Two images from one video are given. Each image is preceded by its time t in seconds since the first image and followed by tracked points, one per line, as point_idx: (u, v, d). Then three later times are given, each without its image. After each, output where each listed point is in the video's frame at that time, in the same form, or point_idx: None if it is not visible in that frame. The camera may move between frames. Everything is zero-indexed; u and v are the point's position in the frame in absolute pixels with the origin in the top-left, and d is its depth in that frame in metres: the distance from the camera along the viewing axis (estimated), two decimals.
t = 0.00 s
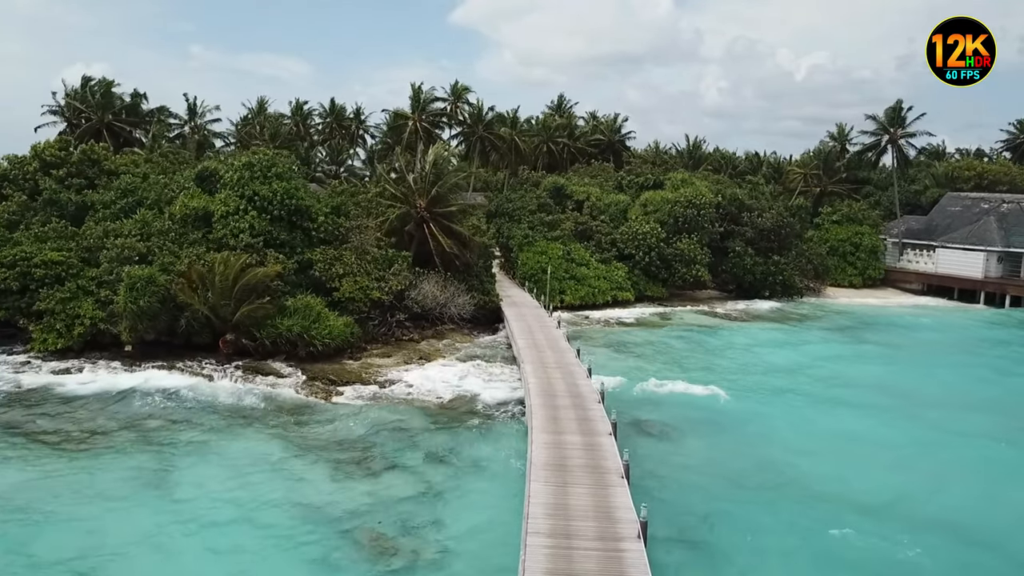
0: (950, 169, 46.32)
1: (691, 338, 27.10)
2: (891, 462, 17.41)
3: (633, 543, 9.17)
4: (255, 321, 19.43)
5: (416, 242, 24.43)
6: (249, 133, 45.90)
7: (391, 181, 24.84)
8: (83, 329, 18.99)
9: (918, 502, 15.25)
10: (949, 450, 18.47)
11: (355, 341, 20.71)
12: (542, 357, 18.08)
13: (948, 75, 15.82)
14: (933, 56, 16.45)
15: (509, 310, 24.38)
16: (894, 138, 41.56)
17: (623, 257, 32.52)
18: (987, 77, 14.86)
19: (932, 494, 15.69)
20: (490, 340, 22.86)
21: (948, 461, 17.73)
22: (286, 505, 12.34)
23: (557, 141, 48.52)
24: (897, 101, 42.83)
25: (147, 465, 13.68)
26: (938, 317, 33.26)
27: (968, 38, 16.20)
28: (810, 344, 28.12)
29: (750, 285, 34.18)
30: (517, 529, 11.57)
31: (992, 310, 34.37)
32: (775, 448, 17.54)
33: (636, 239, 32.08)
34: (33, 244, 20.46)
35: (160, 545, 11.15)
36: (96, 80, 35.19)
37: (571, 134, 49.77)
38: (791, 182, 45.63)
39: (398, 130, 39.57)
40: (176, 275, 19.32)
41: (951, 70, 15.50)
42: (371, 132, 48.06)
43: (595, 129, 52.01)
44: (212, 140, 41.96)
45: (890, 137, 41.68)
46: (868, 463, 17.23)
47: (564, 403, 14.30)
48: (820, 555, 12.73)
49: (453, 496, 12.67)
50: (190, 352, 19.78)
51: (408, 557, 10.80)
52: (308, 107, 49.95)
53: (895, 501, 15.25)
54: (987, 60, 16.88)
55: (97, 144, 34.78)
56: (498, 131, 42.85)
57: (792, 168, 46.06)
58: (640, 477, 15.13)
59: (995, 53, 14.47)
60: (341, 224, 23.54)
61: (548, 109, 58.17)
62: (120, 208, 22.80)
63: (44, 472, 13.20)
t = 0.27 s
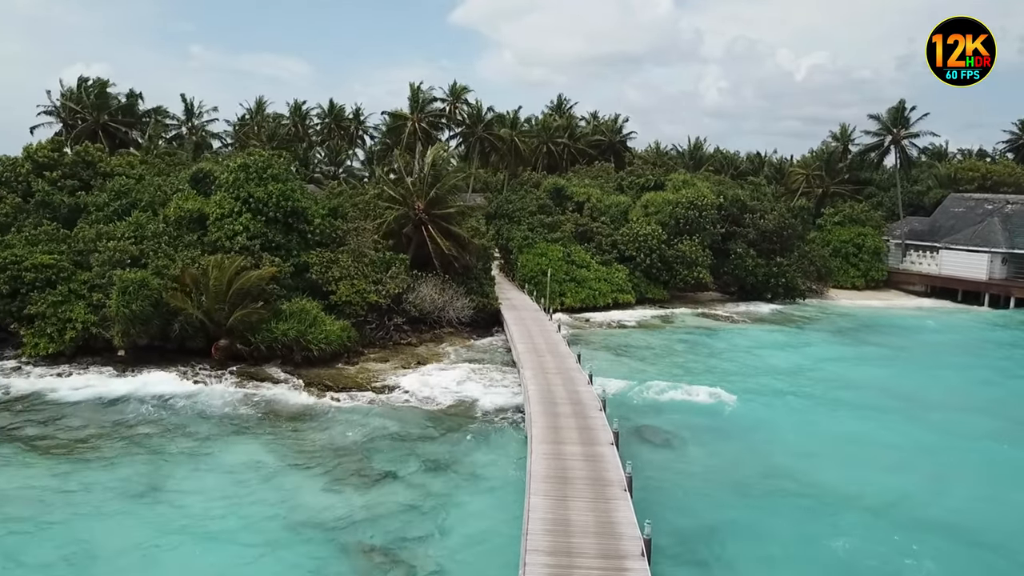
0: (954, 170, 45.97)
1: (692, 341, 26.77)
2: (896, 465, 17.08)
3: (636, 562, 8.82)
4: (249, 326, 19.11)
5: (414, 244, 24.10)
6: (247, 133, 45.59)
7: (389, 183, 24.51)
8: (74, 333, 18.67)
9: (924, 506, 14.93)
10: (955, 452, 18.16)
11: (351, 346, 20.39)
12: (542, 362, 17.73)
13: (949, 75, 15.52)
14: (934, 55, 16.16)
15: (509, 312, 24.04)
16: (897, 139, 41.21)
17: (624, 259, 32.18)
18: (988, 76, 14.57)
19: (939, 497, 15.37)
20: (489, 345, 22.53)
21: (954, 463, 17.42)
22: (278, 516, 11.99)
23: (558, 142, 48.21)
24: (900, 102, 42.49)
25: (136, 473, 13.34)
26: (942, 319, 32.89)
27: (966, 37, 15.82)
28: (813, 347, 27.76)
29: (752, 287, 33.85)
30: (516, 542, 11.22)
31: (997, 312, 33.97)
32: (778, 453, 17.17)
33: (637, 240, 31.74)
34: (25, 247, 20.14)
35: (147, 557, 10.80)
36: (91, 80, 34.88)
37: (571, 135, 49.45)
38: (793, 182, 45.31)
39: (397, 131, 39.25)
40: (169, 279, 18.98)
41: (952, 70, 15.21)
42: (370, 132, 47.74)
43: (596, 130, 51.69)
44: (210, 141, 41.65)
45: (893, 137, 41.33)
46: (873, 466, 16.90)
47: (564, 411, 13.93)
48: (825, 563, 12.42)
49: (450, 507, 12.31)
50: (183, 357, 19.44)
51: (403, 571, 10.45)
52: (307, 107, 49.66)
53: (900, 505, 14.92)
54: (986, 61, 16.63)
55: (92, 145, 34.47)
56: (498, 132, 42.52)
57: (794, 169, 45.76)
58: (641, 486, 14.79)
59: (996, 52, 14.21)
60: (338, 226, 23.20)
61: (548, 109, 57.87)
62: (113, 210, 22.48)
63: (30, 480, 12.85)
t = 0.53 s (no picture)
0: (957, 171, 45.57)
1: (694, 344, 26.37)
2: (902, 469, 16.70)
3: None
4: (242, 331, 18.74)
5: (411, 246, 23.71)
6: (244, 133, 45.19)
7: (386, 185, 24.11)
8: (63, 338, 18.27)
9: (931, 511, 14.57)
10: (962, 455, 17.78)
11: (347, 351, 20.00)
12: (541, 369, 17.31)
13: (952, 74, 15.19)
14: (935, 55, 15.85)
15: (508, 316, 23.63)
16: (900, 139, 40.80)
17: (624, 261, 31.76)
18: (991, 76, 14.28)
19: (945, 502, 15.02)
20: (487, 349, 22.13)
21: (961, 467, 17.05)
22: (267, 531, 11.57)
23: (557, 143, 47.84)
24: (903, 102, 42.08)
25: (122, 484, 12.92)
26: (946, 322, 32.45)
27: (966, 37, 15.63)
28: (817, 350, 27.34)
29: (754, 289, 33.45)
30: (513, 560, 10.81)
31: (1002, 314, 33.44)
32: (782, 458, 16.79)
33: (637, 242, 31.33)
34: (13, 250, 19.75)
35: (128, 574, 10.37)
36: (85, 80, 34.50)
37: (571, 136, 49.06)
38: (795, 183, 44.94)
39: (395, 131, 38.87)
40: (161, 283, 18.59)
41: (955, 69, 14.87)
42: (369, 133, 47.36)
43: (597, 130, 51.31)
44: (206, 142, 41.27)
45: (896, 137, 40.92)
46: (879, 470, 16.53)
47: (563, 420, 13.53)
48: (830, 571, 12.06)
49: (446, 523, 11.90)
50: (174, 363, 19.04)
51: None
52: (304, 108, 49.29)
53: (907, 510, 14.56)
54: (987, 60, 16.38)
55: (86, 145, 34.08)
56: (497, 132, 42.09)
57: (796, 170, 45.42)
58: (643, 497, 14.36)
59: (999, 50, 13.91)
60: (334, 228, 22.78)
61: (548, 109, 57.48)
62: (105, 212, 22.09)
63: (11, 491, 12.44)
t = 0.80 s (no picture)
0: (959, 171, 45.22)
1: (695, 347, 26.05)
2: (907, 472, 16.39)
3: None
4: (235, 335, 18.42)
5: (408, 248, 23.38)
6: (242, 134, 44.90)
7: (383, 186, 23.76)
8: (53, 343, 17.96)
9: (937, 515, 14.27)
10: (967, 458, 17.47)
11: (342, 355, 19.67)
12: (539, 374, 16.96)
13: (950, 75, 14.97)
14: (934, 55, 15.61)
15: (506, 319, 23.30)
16: (902, 140, 40.46)
17: (624, 263, 31.44)
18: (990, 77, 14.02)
19: (948, 504, 14.80)
20: (485, 353, 21.81)
21: (966, 470, 16.74)
22: (255, 543, 11.23)
23: (557, 143, 47.53)
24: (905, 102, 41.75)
25: (108, 493, 12.59)
26: (949, 324, 32.12)
27: (966, 37, 15.40)
28: (819, 353, 27.00)
29: (755, 291, 33.13)
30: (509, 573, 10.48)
31: (1006, 316, 33.12)
32: (784, 462, 16.48)
33: (637, 244, 31.01)
34: (3, 252, 19.44)
35: None
36: (80, 80, 34.20)
37: (571, 136, 48.73)
38: (796, 184, 44.64)
39: (393, 132, 38.58)
40: (153, 286, 18.26)
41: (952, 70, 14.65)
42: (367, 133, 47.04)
43: (597, 130, 50.98)
44: (203, 143, 40.97)
45: (898, 138, 40.59)
46: (883, 473, 16.21)
47: (562, 429, 13.21)
48: None
49: (440, 534, 11.57)
50: (165, 367, 18.70)
51: None
52: (302, 108, 49.00)
53: (912, 514, 14.25)
54: (986, 60, 16.10)
55: (80, 146, 33.79)
56: (496, 132, 41.73)
57: (797, 171, 45.15)
58: (643, 505, 14.04)
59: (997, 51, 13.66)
60: (330, 230, 22.45)
61: (548, 109, 57.14)
62: (97, 213, 21.76)
63: None
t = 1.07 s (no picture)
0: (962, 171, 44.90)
1: (696, 349, 25.73)
2: (912, 479, 16.11)
3: None
4: (228, 338, 18.09)
5: (405, 249, 23.07)
6: (239, 134, 44.57)
7: (380, 186, 23.43)
8: (43, 346, 17.64)
9: (943, 524, 14.00)
10: (971, 464, 17.19)
11: (338, 358, 19.35)
12: (538, 378, 16.64)
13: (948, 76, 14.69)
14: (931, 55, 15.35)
15: (504, 321, 22.98)
16: (904, 140, 40.12)
17: (624, 264, 31.12)
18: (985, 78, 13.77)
19: (945, 510, 14.64)
20: (483, 355, 21.50)
21: (971, 476, 16.46)
22: (244, 553, 10.90)
23: (556, 143, 47.23)
24: (907, 101, 41.39)
25: (95, 500, 12.27)
26: (953, 326, 31.81)
27: (966, 37, 15.08)
28: (822, 355, 26.69)
29: (756, 293, 32.83)
30: None
31: (1009, 318, 32.82)
32: (787, 468, 16.18)
33: (638, 245, 30.69)
34: None
35: None
36: (74, 79, 33.86)
37: (570, 136, 48.42)
38: (797, 185, 44.33)
39: (391, 132, 38.26)
40: (145, 288, 17.95)
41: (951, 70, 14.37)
42: (365, 133, 46.69)
43: (596, 130, 50.63)
44: (200, 142, 40.63)
45: (900, 138, 40.25)
46: (887, 480, 15.92)
47: (561, 435, 12.90)
48: None
49: (435, 545, 11.25)
50: (157, 371, 18.36)
51: None
52: (300, 107, 48.69)
53: (918, 523, 13.97)
54: (986, 60, 15.73)
55: (75, 146, 33.47)
56: (495, 132, 41.35)
57: (798, 170, 44.76)
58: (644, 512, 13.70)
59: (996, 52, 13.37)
60: (325, 231, 22.14)
61: (547, 109, 56.81)
62: (89, 214, 21.43)
63: None
